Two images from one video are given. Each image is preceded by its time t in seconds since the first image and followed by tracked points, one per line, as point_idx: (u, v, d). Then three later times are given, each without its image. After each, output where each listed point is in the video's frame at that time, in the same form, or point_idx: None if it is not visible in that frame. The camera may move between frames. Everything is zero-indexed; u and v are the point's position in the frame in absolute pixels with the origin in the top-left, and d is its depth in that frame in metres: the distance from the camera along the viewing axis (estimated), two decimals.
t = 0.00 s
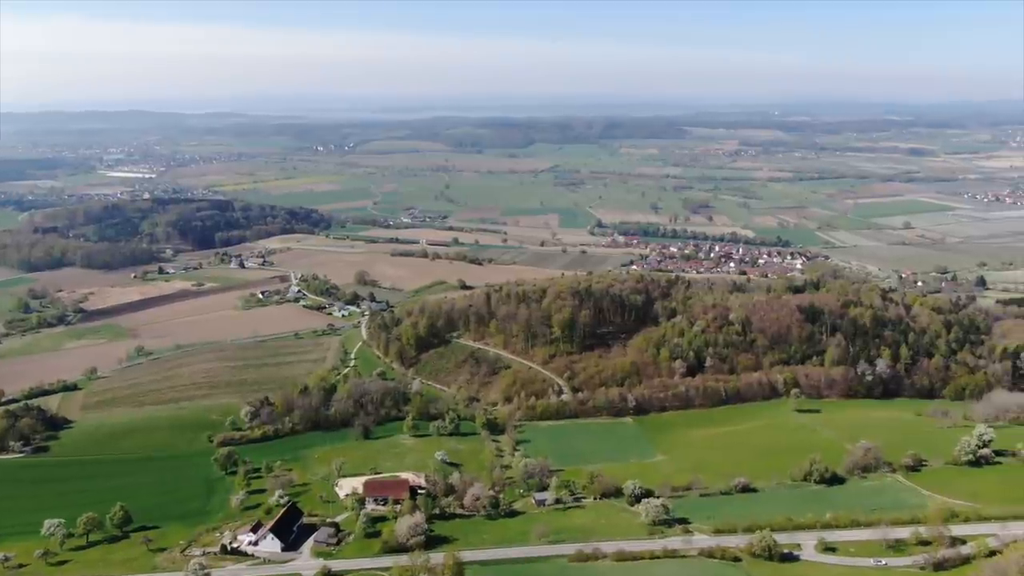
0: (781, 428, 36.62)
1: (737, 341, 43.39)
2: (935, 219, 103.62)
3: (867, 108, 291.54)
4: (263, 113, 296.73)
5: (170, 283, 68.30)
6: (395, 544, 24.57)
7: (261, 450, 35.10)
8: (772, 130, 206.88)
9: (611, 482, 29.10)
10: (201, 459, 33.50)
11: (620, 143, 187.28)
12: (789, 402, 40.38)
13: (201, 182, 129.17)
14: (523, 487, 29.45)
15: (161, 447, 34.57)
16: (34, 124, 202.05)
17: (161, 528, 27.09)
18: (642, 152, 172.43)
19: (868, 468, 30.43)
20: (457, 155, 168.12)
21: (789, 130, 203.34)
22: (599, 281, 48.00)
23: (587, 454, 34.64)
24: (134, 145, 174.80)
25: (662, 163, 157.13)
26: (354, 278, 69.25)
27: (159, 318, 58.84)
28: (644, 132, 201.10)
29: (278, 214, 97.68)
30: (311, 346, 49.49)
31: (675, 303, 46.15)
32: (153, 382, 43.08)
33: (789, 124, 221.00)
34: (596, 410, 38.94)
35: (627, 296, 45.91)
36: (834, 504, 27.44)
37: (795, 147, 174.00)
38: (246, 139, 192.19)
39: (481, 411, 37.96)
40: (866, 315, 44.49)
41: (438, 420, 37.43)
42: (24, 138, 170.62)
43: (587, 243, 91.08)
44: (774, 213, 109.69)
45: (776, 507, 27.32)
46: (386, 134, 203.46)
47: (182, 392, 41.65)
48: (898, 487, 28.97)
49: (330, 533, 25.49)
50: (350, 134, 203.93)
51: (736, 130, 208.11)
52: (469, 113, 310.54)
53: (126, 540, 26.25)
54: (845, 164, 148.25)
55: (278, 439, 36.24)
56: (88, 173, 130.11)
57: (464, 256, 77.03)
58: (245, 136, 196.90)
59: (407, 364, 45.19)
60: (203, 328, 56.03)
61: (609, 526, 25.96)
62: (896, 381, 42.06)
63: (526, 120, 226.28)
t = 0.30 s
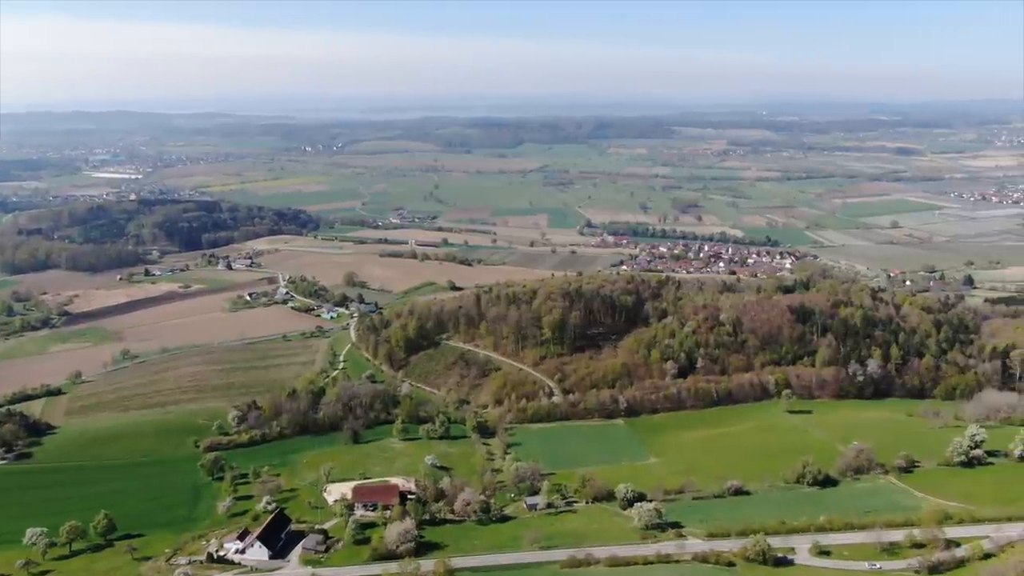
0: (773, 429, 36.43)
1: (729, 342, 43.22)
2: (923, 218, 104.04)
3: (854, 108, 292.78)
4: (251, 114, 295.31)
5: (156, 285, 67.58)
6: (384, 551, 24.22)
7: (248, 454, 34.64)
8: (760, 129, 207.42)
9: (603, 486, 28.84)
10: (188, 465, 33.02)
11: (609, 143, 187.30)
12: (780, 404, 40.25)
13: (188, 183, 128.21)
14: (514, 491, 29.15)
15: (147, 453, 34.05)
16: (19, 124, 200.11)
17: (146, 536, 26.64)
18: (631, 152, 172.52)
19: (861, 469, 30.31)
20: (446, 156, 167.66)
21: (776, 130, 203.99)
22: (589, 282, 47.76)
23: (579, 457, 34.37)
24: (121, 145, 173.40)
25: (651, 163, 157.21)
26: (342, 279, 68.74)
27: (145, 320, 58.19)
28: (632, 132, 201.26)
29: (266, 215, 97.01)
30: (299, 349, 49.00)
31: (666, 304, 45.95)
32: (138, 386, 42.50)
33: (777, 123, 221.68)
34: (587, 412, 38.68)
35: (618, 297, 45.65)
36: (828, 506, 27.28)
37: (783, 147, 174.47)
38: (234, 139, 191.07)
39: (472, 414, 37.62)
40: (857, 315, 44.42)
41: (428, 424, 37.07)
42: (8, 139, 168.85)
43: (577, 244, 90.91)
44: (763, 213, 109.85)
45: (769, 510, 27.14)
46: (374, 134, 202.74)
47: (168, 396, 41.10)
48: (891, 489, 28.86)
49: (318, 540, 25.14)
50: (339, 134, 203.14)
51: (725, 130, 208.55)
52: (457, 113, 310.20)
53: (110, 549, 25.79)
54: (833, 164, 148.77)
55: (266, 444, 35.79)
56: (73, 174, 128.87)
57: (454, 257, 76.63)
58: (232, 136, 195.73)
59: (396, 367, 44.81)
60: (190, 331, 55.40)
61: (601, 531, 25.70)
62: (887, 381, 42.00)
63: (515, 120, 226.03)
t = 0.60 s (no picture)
0: (764, 430, 36.25)
1: (719, 343, 43.10)
2: (910, 217, 104.48)
3: (841, 107, 294.05)
4: (238, 114, 293.71)
5: (142, 287, 66.88)
6: (373, 558, 23.89)
7: (235, 459, 34.23)
8: (749, 129, 208.02)
9: (595, 489, 28.59)
10: (174, 470, 32.57)
11: (598, 143, 187.34)
12: (771, 404, 40.15)
13: (175, 184, 127.22)
14: (505, 495, 28.85)
15: (132, 458, 33.56)
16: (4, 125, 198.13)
17: (130, 544, 26.23)
18: (620, 152, 172.59)
19: (854, 471, 30.19)
20: (435, 156, 167.25)
21: (765, 130, 204.58)
22: (579, 283, 47.52)
23: (570, 459, 34.10)
24: (107, 146, 171.94)
25: (640, 163, 157.32)
26: (331, 280, 68.27)
27: (131, 323, 57.56)
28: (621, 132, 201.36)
29: (254, 215, 96.46)
30: (287, 351, 48.54)
31: (656, 305, 45.77)
32: (124, 390, 41.96)
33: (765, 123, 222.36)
34: (577, 414, 38.46)
35: (608, 297, 45.44)
36: (821, 509, 27.12)
37: (771, 147, 174.99)
38: (221, 140, 189.90)
39: (462, 416, 37.34)
40: (847, 315, 44.37)
41: (417, 427, 36.76)
42: None
43: (566, 244, 90.81)
44: (752, 212, 110.07)
45: (761, 513, 26.96)
46: (362, 134, 202.06)
47: (154, 400, 40.55)
48: (883, 490, 28.80)
49: (306, 547, 24.80)
50: (327, 134, 202.39)
51: (713, 130, 209.01)
52: (446, 112, 310.04)
53: (93, 557, 25.39)
54: (821, 163, 149.34)
55: (254, 448, 35.38)
56: (58, 175, 127.62)
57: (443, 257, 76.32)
58: (220, 137, 194.57)
59: (385, 369, 44.45)
60: (177, 334, 54.85)
61: (593, 535, 25.45)
62: (877, 381, 41.99)
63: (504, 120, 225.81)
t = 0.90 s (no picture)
0: (751, 432, 36.13)
1: (705, 343, 42.96)
2: (892, 216, 105.11)
3: (823, 107, 296.11)
4: (220, 114, 291.60)
5: (123, 290, 65.99)
6: (359, 566, 23.53)
7: (217, 465, 33.68)
8: (732, 129, 208.94)
9: (583, 493, 28.34)
10: (154, 477, 31.97)
11: (582, 142, 187.43)
12: (758, 405, 40.06)
13: (156, 185, 125.89)
14: (492, 500, 28.55)
15: (112, 465, 32.92)
16: None
17: (109, 555, 25.69)
18: (605, 151, 172.69)
19: (841, 472, 30.12)
20: (419, 156, 166.68)
21: (747, 129, 205.50)
22: (565, 284, 47.24)
23: (558, 462, 33.83)
24: (86, 147, 169.82)
25: (624, 163, 157.51)
26: (314, 282, 67.66)
27: (112, 326, 56.76)
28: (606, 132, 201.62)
29: (236, 217, 95.68)
30: (270, 354, 47.95)
31: (642, 305, 45.60)
32: (103, 396, 41.22)
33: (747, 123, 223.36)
34: (564, 416, 38.21)
35: (593, 298, 45.21)
36: (809, 510, 27.02)
37: (754, 146, 175.73)
38: (203, 140, 188.29)
39: (448, 419, 36.98)
40: (832, 314, 44.38)
41: (403, 430, 36.36)
42: None
43: (551, 244, 90.68)
44: (736, 212, 110.39)
45: (750, 515, 26.81)
46: (345, 134, 201.04)
47: (135, 406, 39.86)
48: (871, 491, 28.73)
49: (290, 555, 24.37)
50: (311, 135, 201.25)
51: (696, 129, 209.68)
52: (429, 113, 309.45)
53: (71, 568, 24.86)
54: (803, 162, 150.15)
55: (236, 454, 34.84)
56: (37, 176, 125.92)
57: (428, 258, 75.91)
58: (201, 138, 192.88)
59: (370, 372, 44.01)
60: (158, 337, 54.09)
61: (581, 539, 25.19)
62: (863, 381, 42.01)
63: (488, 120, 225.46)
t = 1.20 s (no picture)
0: (739, 433, 36.03)
1: (692, 344, 42.82)
2: (875, 215, 105.72)
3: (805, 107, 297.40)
4: (203, 114, 289.41)
5: (103, 293, 65.10)
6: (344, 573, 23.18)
7: (200, 471, 33.17)
8: (715, 128, 209.71)
9: (571, 496, 28.11)
10: (135, 484, 31.42)
11: (567, 142, 187.48)
12: (745, 405, 39.99)
13: (137, 186, 124.59)
14: (478, 504, 28.26)
15: (91, 472, 32.31)
16: None
17: (89, 565, 25.21)
18: (589, 151, 172.73)
19: (829, 472, 30.05)
20: (403, 156, 166.07)
21: (731, 129, 206.35)
22: (550, 285, 46.96)
23: (545, 465, 33.58)
24: (65, 147, 167.79)
25: (609, 162, 157.63)
26: (298, 284, 67.06)
27: (92, 329, 55.96)
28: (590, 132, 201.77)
29: (219, 218, 94.78)
30: (254, 357, 47.36)
31: (628, 306, 45.42)
32: (83, 401, 40.52)
33: (731, 122, 224.20)
34: (551, 417, 37.97)
35: (579, 299, 44.99)
36: (798, 512, 26.91)
37: (737, 146, 176.39)
38: (185, 141, 186.69)
39: (434, 422, 36.63)
40: (818, 313, 44.36)
41: (388, 434, 35.97)
42: None
43: (536, 244, 90.51)
44: (721, 211, 110.68)
45: (739, 517, 26.66)
46: (329, 134, 199.98)
47: (115, 411, 39.20)
48: (858, 491, 28.68)
49: (274, 564, 24.01)
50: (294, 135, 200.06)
51: (680, 129, 210.24)
52: (414, 112, 308.87)
53: None
54: (786, 162, 150.84)
55: (219, 459, 34.32)
56: (16, 177, 124.22)
57: (412, 259, 75.42)
58: (183, 138, 191.13)
59: (355, 374, 43.59)
60: (139, 341, 53.38)
61: (570, 544, 24.95)
62: (849, 380, 42.04)
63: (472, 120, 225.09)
